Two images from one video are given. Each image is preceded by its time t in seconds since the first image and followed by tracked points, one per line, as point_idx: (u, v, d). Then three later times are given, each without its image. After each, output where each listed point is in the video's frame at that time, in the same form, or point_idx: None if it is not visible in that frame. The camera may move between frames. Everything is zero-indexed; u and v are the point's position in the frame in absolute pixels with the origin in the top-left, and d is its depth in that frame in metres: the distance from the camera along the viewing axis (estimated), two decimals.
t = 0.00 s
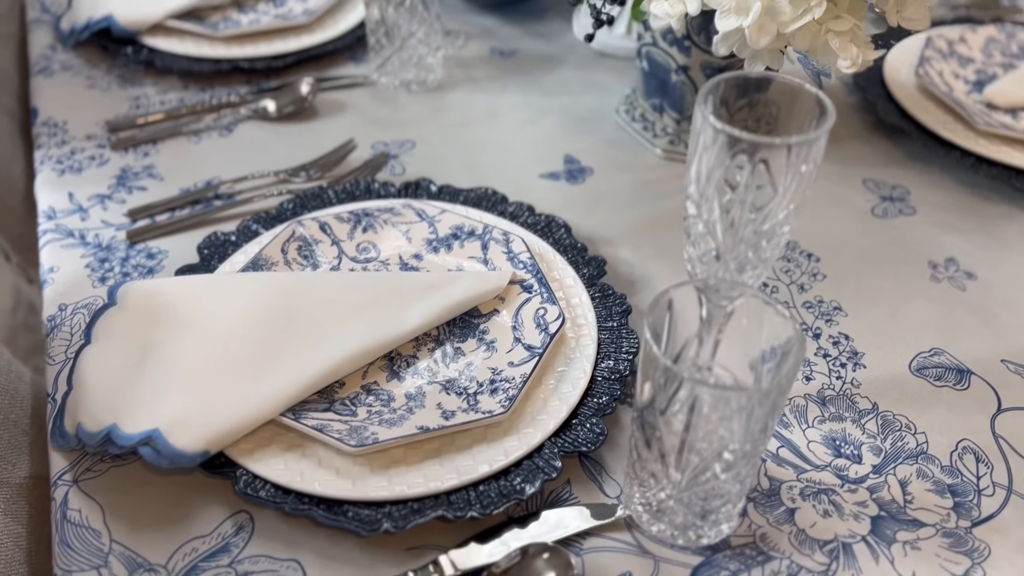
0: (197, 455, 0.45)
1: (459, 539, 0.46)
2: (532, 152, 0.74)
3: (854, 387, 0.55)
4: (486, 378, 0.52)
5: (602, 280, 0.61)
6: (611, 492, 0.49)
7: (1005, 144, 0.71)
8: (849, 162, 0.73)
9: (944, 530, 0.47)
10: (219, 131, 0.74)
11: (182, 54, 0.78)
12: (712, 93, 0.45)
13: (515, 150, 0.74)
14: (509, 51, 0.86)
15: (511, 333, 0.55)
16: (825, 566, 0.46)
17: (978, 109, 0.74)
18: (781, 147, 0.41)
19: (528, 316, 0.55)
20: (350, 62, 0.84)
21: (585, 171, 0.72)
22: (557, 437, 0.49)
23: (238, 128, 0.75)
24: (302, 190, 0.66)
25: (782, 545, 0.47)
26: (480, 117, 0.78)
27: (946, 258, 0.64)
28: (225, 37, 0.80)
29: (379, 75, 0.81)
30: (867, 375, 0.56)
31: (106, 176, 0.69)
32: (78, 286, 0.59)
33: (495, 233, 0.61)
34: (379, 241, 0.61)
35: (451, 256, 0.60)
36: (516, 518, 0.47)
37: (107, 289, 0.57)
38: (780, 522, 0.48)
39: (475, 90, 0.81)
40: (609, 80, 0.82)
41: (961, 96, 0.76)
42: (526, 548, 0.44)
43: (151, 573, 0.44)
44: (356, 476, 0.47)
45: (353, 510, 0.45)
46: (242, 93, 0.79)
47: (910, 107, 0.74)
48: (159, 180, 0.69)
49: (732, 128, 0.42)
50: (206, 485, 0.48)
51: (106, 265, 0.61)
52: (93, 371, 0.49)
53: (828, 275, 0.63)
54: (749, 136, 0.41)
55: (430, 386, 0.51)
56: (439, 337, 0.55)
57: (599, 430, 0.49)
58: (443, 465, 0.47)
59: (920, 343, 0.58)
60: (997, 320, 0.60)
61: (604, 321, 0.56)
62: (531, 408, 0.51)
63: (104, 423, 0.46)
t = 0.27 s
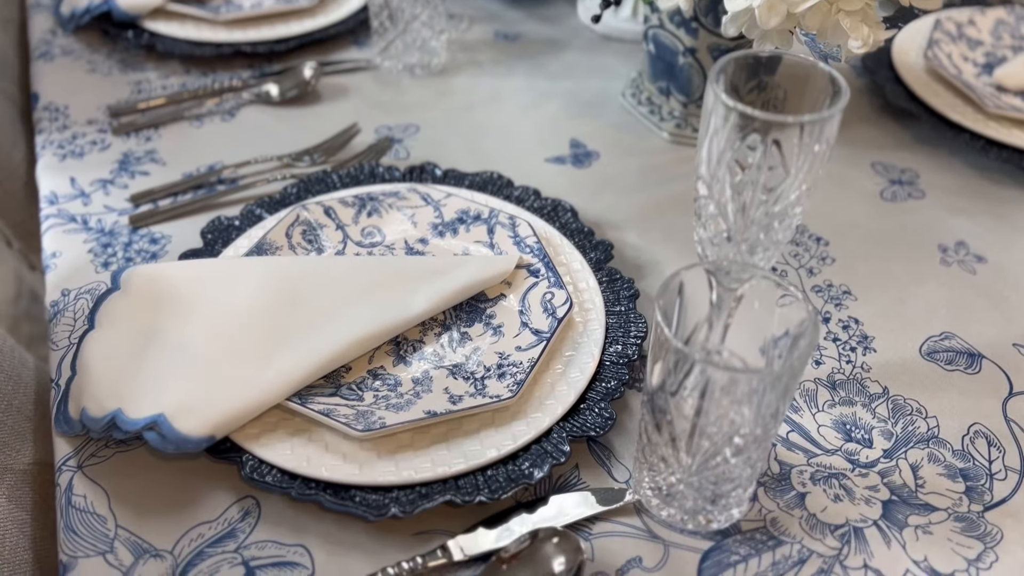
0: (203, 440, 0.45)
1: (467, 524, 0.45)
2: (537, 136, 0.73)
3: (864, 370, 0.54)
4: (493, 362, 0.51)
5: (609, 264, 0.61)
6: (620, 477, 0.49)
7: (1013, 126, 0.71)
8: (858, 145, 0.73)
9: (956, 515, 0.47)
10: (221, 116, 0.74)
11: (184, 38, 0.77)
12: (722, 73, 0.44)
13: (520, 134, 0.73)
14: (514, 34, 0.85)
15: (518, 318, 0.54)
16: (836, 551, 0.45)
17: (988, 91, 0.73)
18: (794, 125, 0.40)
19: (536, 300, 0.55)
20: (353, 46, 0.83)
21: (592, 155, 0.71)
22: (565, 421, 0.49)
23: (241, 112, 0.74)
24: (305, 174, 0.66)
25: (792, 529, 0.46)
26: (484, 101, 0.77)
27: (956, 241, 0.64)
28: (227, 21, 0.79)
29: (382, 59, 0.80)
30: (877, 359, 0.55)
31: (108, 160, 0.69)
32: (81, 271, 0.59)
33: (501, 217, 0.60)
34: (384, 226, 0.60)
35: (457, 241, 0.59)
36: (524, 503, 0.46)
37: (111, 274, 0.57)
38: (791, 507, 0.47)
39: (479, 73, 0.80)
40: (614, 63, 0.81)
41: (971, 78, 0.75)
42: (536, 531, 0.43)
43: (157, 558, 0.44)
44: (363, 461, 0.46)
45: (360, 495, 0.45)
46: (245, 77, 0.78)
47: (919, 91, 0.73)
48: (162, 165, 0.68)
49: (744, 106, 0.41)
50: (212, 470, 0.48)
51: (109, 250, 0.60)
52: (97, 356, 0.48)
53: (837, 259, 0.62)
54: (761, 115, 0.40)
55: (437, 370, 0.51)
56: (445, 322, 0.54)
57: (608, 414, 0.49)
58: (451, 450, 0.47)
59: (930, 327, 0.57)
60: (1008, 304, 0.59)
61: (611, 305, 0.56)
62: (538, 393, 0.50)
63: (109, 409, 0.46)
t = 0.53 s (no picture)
0: (195, 426, 0.44)
1: (465, 511, 0.45)
2: (536, 119, 0.72)
3: (867, 355, 0.54)
4: (491, 347, 0.50)
5: (608, 249, 0.60)
6: (619, 463, 0.48)
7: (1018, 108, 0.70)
8: (860, 127, 0.72)
9: (960, 501, 0.46)
10: (215, 99, 0.73)
11: (177, 20, 0.76)
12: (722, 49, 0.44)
13: (518, 117, 0.72)
14: (511, 16, 0.84)
15: (516, 303, 0.53)
16: (838, 538, 0.45)
17: (993, 72, 0.72)
18: (798, 102, 0.39)
19: (534, 285, 0.54)
20: (349, 28, 0.82)
21: (591, 139, 0.70)
22: (563, 407, 0.48)
23: (235, 95, 0.73)
24: (300, 158, 0.65)
25: (794, 516, 0.45)
26: (482, 83, 0.76)
27: (960, 225, 0.63)
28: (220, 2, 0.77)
29: (379, 41, 0.79)
30: (880, 344, 0.54)
31: (100, 144, 0.68)
32: (72, 256, 0.58)
33: (499, 201, 0.59)
34: (380, 210, 0.59)
35: (454, 225, 0.59)
36: (522, 489, 0.46)
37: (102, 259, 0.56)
38: (793, 493, 0.46)
39: (476, 55, 0.79)
40: (614, 45, 0.80)
41: (975, 60, 0.74)
42: (534, 519, 0.42)
43: (149, 546, 0.43)
44: (359, 447, 0.45)
45: (355, 481, 0.44)
46: (239, 60, 0.77)
47: (924, 72, 0.72)
48: (155, 148, 0.67)
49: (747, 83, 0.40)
50: (205, 457, 0.47)
51: (100, 235, 0.60)
52: (88, 341, 0.47)
53: (839, 243, 0.61)
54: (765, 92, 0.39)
55: (434, 355, 0.50)
56: (442, 307, 0.53)
57: (606, 400, 0.48)
58: (448, 436, 0.46)
59: (934, 311, 0.57)
60: (1013, 287, 0.58)
61: (611, 290, 0.55)
62: (536, 378, 0.50)
63: (100, 394, 0.45)
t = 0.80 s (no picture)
0: (166, 416, 0.44)
1: (438, 504, 0.45)
2: (521, 107, 0.71)
3: (847, 350, 0.53)
4: (467, 339, 0.50)
5: (590, 240, 0.59)
6: (594, 456, 0.48)
7: (1008, 101, 0.69)
8: (849, 119, 0.71)
9: (935, 498, 0.46)
10: (198, 83, 0.72)
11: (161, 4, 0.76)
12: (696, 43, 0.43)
13: (503, 104, 0.71)
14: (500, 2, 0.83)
15: (494, 294, 0.53)
16: (812, 534, 0.44)
17: (983, 65, 0.71)
18: (775, 95, 0.38)
19: (513, 276, 0.54)
20: (335, 13, 0.81)
21: (576, 128, 0.70)
22: (538, 400, 0.48)
23: (218, 80, 0.72)
24: (281, 144, 0.64)
25: (768, 512, 0.45)
26: (468, 70, 0.75)
27: (946, 219, 0.62)
28: None
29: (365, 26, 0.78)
30: (861, 338, 0.54)
31: (80, 128, 0.67)
32: (49, 241, 0.57)
33: (480, 190, 0.59)
34: (360, 198, 0.59)
35: (434, 214, 0.58)
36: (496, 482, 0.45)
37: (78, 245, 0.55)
38: (767, 488, 0.46)
39: (463, 41, 0.78)
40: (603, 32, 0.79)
41: (966, 52, 0.73)
42: (502, 514, 0.42)
43: (118, 536, 0.43)
44: (330, 439, 0.45)
45: (326, 473, 0.44)
46: (223, 44, 0.76)
47: (915, 64, 0.71)
48: (135, 133, 0.67)
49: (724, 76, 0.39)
50: (176, 447, 0.47)
51: (78, 220, 0.59)
52: (60, 328, 0.47)
53: (823, 236, 0.61)
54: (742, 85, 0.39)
55: (410, 346, 0.49)
56: (419, 297, 0.53)
57: (582, 393, 0.48)
58: (422, 428, 0.46)
59: (916, 306, 0.56)
60: (996, 283, 0.58)
61: (591, 282, 0.54)
62: (513, 370, 0.49)
63: (70, 383, 0.45)
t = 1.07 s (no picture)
0: (108, 426, 0.43)
1: (388, 518, 0.44)
2: (493, 105, 0.70)
3: (814, 360, 0.52)
4: (424, 347, 0.49)
5: (557, 243, 0.58)
6: (550, 469, 0.47)
7: (988, 104, 0.68)
8: (827, 120, 0.70)
9: (896, 514, 0.45)
10: (164, 78, 0.70)
11: None
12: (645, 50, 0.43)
13: (475, 102, 0.70)
14: None
15: (454, 300, 0.52)
16: (768, 551, 0.43)
17: (964, 66, 0.70)
18: (732, 105, 0.37)
19: (474, 282, 0.52)
20: (307, 6, 0.79)
21: (549, 127, 0.68)
22: (495, 410, 0.47)
23: (184, 74, 0.71)
24: (245, 142, 0.63)
25: (725, 528, 0.44)
26: (441, 66, 0.73)
27: (920, 225, 0.61)
28: None
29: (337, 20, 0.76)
30: (829, 348, 0.53)
31: (41, 123, 0.65)
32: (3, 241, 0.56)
33: (444, 191, 0.57)
34: (322, 199, 0.57)
35: (397, 216, 0.57)
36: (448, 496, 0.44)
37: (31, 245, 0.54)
38: (725, 504, 0.45)
39: (437, 36, 0.77)
40: (581, 29, 0.78)
41: (948, 53, 0.72)
42: (446, 533, 0.41)
43: (57, 549, 0.42)
44: (278, 450, 0.44)
45: (273, 486, 0.43)
46: (192, 36, 0.74)
47: (896, 64, 0.70)
48: (97, 128, 0.65)
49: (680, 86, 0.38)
50: (122, 456, 0.46)
51: (33, 219, 0.58)
52: (4, 332, 0.46)
53: (794, 241, 0.59)
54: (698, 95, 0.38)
55: (364, 354, 0.48)
56: (376, 303, 0.52)
57: (540, 404, 0.47)
58: (373, 440, 0.45)
59: (886, 315, 0.55)
60: (969, 291, 0.57)
61: (554, 288, 0.53)
62: (471, 379, 0.48)
63: (11, 390, 0.44)
